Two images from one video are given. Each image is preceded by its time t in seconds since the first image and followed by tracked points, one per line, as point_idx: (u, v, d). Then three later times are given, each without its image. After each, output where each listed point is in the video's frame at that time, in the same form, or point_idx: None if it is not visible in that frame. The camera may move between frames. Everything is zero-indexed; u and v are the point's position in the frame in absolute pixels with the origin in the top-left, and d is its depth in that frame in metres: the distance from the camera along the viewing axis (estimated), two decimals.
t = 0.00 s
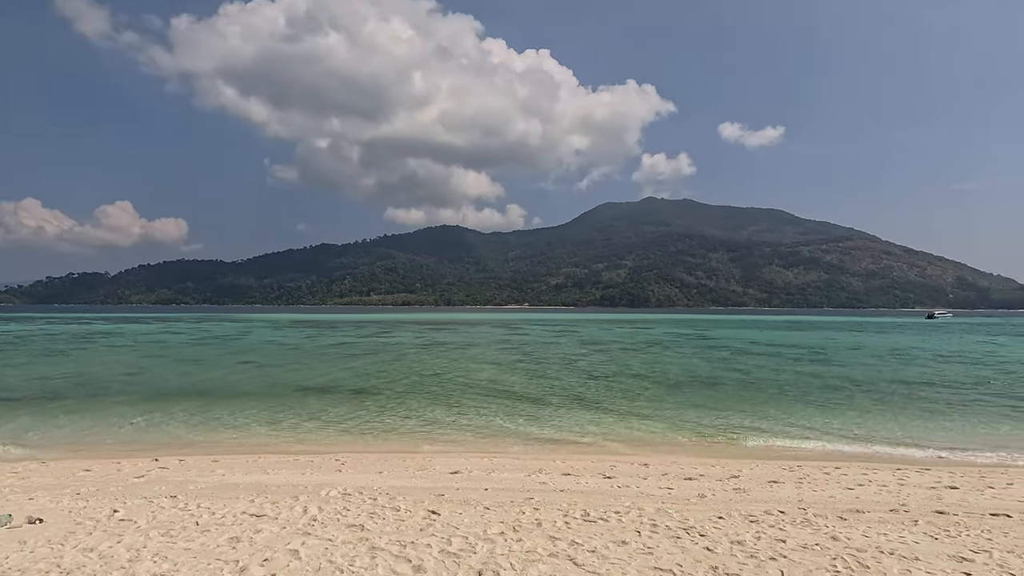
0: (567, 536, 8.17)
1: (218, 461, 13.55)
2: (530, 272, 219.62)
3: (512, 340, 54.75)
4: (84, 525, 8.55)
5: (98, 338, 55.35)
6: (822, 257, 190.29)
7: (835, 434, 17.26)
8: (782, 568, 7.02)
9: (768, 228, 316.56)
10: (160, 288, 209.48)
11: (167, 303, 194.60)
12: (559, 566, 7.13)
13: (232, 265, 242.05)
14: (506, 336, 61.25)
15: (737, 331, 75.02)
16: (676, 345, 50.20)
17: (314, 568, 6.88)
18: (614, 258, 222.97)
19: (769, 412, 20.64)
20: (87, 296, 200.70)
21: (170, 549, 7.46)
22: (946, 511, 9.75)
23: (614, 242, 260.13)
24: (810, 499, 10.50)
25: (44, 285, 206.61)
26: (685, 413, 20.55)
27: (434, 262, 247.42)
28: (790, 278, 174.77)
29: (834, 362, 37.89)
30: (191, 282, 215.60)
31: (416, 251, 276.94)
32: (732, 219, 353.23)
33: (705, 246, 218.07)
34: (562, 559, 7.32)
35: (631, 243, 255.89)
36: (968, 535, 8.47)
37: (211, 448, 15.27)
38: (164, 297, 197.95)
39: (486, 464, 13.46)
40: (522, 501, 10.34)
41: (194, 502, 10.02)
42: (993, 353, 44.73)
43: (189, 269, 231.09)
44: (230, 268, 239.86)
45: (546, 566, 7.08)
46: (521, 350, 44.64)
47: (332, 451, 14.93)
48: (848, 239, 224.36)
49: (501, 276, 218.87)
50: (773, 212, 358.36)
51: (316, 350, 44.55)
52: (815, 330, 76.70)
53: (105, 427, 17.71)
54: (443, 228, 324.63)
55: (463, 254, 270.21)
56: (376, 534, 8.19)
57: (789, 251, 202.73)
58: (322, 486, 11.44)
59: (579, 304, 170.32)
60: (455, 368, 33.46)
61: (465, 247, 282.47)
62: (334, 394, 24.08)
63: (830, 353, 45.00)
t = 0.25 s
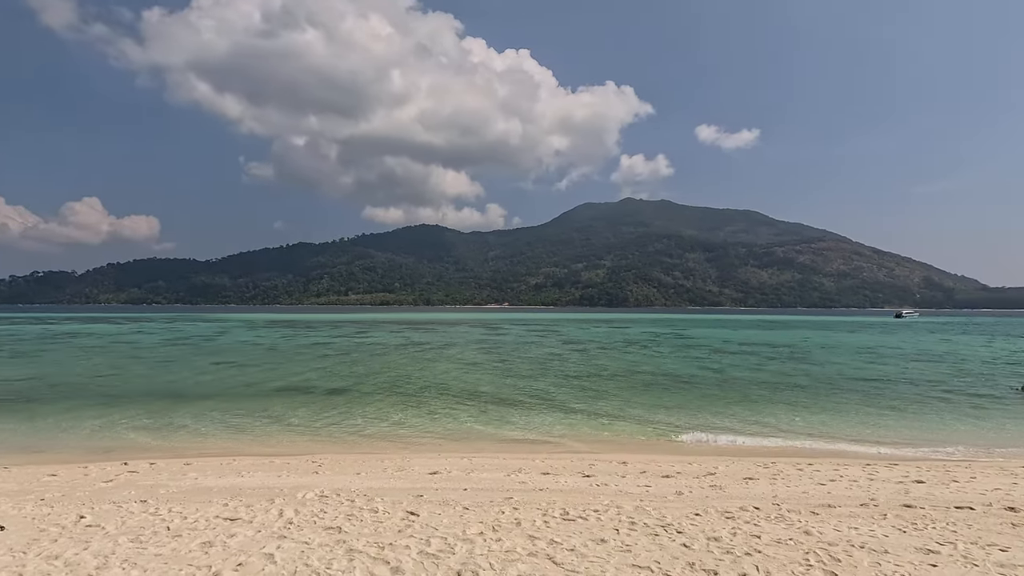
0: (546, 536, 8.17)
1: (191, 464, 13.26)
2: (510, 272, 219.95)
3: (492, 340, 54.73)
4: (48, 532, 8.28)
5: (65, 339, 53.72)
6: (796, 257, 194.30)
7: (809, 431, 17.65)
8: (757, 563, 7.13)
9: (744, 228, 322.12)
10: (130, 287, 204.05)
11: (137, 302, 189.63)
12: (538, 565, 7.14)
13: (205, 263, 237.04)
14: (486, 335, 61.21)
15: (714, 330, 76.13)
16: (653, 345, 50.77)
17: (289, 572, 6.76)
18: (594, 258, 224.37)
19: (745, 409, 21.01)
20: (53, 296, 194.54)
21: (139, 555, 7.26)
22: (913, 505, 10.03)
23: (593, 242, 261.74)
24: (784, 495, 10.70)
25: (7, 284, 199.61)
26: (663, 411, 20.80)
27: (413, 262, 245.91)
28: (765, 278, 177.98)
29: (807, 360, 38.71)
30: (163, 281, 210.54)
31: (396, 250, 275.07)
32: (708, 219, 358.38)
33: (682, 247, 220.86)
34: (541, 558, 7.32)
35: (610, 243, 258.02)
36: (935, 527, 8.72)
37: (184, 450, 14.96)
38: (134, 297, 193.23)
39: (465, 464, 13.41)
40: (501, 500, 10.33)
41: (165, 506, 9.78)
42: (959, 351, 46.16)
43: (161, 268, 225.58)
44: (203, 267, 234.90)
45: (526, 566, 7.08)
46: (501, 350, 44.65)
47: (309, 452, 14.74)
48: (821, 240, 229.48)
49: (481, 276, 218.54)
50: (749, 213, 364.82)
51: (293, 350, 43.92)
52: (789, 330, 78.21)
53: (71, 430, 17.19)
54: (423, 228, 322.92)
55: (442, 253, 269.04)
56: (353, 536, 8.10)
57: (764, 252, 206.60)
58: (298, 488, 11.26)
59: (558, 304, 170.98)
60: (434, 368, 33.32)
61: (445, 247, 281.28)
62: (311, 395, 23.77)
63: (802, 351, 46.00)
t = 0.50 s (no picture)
0: (525, 535, 8.17)
1: (162, 467, 12.96)
2: (490, 271, 219.82)
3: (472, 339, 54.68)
4: (9, 540, 7.99)
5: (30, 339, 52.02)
6: (770, 258, 198.09)
7: (783, 428, 18.03)
8: (732, 559, 7.23)
9: (721, 229, 327.28)
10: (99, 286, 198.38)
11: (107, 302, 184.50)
12: (517, 564, 7.13)
13: (178, 262, 231.81)
14: (465, 335, 61.12)
15: (691, 329, 77.21)
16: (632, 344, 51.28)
17: None
18: (573, 258, 225.62)
19: (721, 407, 21.35)
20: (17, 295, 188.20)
21: (106, 562, 7.05)
22: (882, 499, 10.30)
23: (573, 242, 263.14)
24: (759, 491, 10.88)
25: None
26: (641, 409, 21.02)
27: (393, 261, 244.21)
28: (741, 278, 181.00)
29: (781, 359, 39.51)
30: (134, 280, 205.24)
31: (374, 249, 272.66)
32: (686, 220, 363.14)
33: (660, 247, 223.38)
34: (520, 557, 7.32)
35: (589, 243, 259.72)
36: (903, 521, 8.96)
37: (156, 453, 14.63)
38: (103, 296, 187.97)
39: (444, 464, 13.34)
40: (479, 500, 10.31)
41: (135, 511, 9.53)
42: (926, 350, 47.61)
43: (132, 266, 219.81)
44: (176, 266, 229.64)
45: (505, 565, 7.07)
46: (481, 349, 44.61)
47: (285, 454, 14.55)
48: (795, 241, 234.21)
49: (461, 275, 218.00)
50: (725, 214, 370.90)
51: (269, 350, 43.27)
52: (764, 329, 79.69)
53: (36, 434, 16.65)
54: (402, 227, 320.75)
55: (422, 253, 267.65)
56: (330, 539, 7.99)
57: (740, 252, 210.15)
58: (273, 490, 11.08)
59: (538, 303, 171.37)
60: (414, 368, 33.14)
61: (425, 246, 279.86)
62: (288, 395, 23.45)
63: (777, 350, 46.94)
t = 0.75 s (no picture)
0: (504, 535, 8.15)
1: (133, 471, 12.65)
2: (471, 271, 219.39)
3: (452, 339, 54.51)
4: None
5: None
6: (747, 258, 201.26)
7: (761, 425, 18.35)
8: (709, 555, 7.32)
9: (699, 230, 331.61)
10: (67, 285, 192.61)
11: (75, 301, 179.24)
12: (496, 564, 7.12)
13: (151, 261, 226.33)
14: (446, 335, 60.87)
15: (671, 329, 78.10)
16: (612, 343, 51.63)
17: None
18: (554, 258, 226.34)
19: (699, 405, 21.65)
20: None
21: (72, 569, 6.84)
22: (853, 494, 10.54)
23: (553, 243, 263.97)
24: (735, 488, 11.05)
25: None
26: (622, 408, 21.21)
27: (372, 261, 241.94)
28: (719, 279, 183.55)
29: (758, 357, 40.21)
30: (104, 279, 199.85)
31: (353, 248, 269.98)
32: (665, 221, 366.99)
33: (640, 247, 225.31)
34: (499, 557, 7.31)
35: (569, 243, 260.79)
36: (873, 515, 9.18)
37: (126, 456, 14.27)
38: (72, 296, 182.57)
39: (423, 465, 13.25)
40: (459, 501, 10.27)
41: (103, 516, 9.27)
42: (896, 348, 48.90)
43: (101, 265, 213.96)
44: (148, 265, 224.20)
45: (483, 565, 7.05)
46: (462, 349, 44.52)
47: (262, 456, 14.32)
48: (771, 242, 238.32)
49: (442, 275, 217.06)
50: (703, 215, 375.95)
51: (245, 351, 42.54)
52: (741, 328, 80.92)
53: None
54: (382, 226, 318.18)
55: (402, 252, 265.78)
56: (306, 541, 7.87)
57: (718, 253, 213.20)
58: (248, 493, 10.89)
59: (519, 303, 171.46)
60: (394, 368, 32.89)
61: (405, 246, 277.89)
62: (264, 397, 23.08)
63: (753, 349, 47.73)
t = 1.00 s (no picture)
0: (483, 535, 8.13)
1: (104, 475, 12.31)
2: (452, 271, 218.64)
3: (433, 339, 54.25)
4: None
5: None
6: (726, 259, 204.02)
7: (740, 423, 18.57)
8: (687, 552, 7.38)
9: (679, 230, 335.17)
10: (34, 284, 186.79)
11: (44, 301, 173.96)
12: (475, 564, 7.09)
13: (123, 259, 220.80)
14: (427, 335, 60.55)
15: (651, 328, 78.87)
16: (593, 343, 51.92)
17: None
18: (536, 258, 226.74)
19: (679, 404, 21.90)
20: None
21: None
22: (827, 490, 10.75)
23: (535, 243, 264.50)
24: (712, 485, 11.17)
25: None
26: (603, 407, 21.35)
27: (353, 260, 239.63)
28: (698, 279, 185.74)
29: (736, 356, 40.81)
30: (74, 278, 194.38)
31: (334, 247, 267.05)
32: (645, 221, 370.26)
33: (621, 247, 226.87)
34: (478, 557, 7.28)
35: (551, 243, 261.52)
36: (845, 510, 9.37)
37: (96, 460, 13.90)
38: (40, 296, 177.18)
39: (402, 465, 13.14)
40: (438, 501, 10.21)
41: (71, 522, 8.99)
42: (869, 347, 50.06)
43: (71, 263, 208.04)
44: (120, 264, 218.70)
45: (462, 566, 7.02)
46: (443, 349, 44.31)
47: (238, 458, 14.07)
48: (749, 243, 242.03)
49: (423, 274, 215.92)
50: (683, 216, 380.09)
51: (222, 352, 41.76)
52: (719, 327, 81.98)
53: None
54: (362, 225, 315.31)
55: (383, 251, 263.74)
56: (281, 544, 7.75)
57: (697, 253, 215.72)
58: (223, 496, 10.68)
59: (500, 303, 171.37)
60: (374, 368, 32.62)
61: (386, 245, 275.75)
62: (241, 398, 22.68)
63: (731, 348, 48.46)
